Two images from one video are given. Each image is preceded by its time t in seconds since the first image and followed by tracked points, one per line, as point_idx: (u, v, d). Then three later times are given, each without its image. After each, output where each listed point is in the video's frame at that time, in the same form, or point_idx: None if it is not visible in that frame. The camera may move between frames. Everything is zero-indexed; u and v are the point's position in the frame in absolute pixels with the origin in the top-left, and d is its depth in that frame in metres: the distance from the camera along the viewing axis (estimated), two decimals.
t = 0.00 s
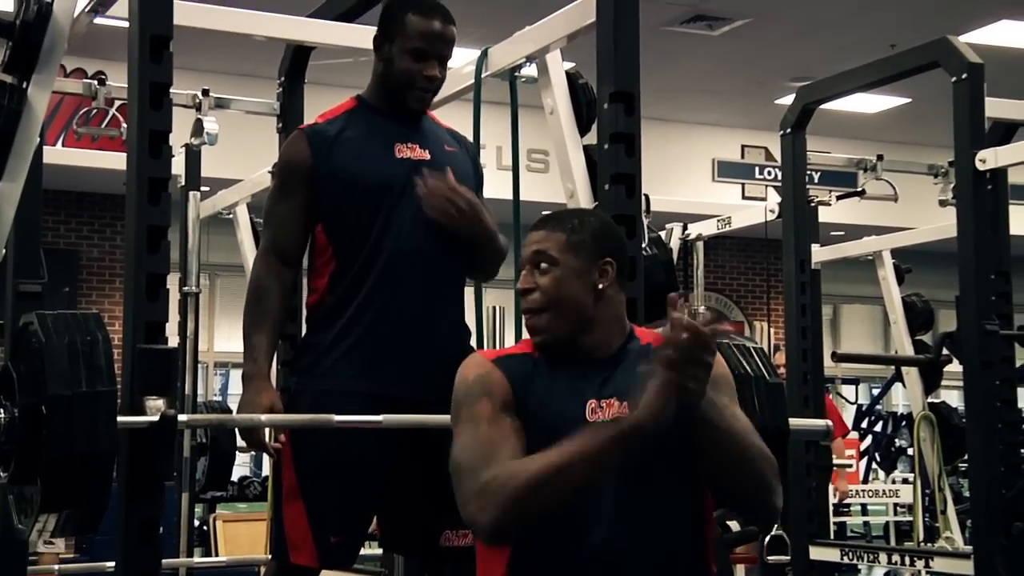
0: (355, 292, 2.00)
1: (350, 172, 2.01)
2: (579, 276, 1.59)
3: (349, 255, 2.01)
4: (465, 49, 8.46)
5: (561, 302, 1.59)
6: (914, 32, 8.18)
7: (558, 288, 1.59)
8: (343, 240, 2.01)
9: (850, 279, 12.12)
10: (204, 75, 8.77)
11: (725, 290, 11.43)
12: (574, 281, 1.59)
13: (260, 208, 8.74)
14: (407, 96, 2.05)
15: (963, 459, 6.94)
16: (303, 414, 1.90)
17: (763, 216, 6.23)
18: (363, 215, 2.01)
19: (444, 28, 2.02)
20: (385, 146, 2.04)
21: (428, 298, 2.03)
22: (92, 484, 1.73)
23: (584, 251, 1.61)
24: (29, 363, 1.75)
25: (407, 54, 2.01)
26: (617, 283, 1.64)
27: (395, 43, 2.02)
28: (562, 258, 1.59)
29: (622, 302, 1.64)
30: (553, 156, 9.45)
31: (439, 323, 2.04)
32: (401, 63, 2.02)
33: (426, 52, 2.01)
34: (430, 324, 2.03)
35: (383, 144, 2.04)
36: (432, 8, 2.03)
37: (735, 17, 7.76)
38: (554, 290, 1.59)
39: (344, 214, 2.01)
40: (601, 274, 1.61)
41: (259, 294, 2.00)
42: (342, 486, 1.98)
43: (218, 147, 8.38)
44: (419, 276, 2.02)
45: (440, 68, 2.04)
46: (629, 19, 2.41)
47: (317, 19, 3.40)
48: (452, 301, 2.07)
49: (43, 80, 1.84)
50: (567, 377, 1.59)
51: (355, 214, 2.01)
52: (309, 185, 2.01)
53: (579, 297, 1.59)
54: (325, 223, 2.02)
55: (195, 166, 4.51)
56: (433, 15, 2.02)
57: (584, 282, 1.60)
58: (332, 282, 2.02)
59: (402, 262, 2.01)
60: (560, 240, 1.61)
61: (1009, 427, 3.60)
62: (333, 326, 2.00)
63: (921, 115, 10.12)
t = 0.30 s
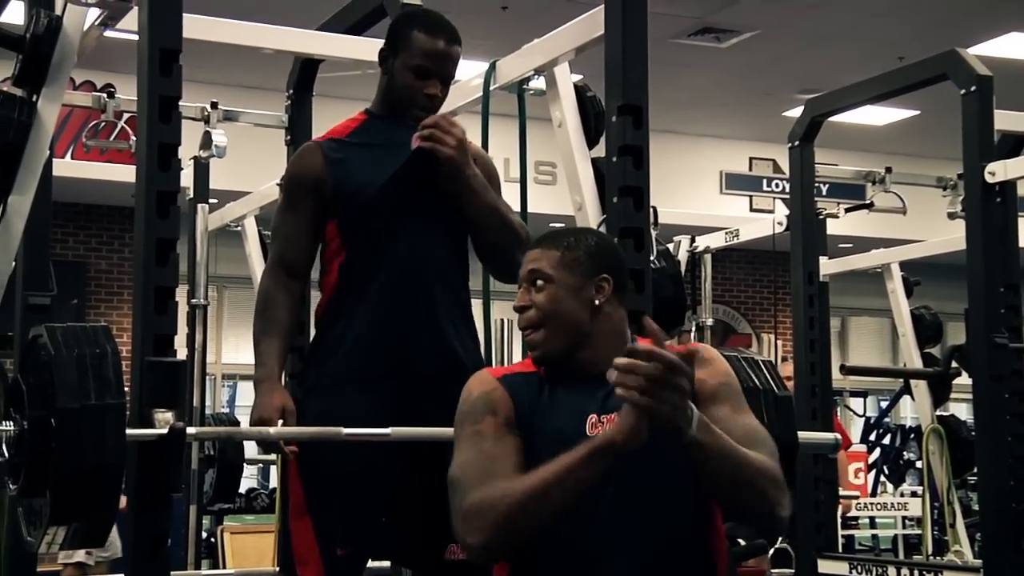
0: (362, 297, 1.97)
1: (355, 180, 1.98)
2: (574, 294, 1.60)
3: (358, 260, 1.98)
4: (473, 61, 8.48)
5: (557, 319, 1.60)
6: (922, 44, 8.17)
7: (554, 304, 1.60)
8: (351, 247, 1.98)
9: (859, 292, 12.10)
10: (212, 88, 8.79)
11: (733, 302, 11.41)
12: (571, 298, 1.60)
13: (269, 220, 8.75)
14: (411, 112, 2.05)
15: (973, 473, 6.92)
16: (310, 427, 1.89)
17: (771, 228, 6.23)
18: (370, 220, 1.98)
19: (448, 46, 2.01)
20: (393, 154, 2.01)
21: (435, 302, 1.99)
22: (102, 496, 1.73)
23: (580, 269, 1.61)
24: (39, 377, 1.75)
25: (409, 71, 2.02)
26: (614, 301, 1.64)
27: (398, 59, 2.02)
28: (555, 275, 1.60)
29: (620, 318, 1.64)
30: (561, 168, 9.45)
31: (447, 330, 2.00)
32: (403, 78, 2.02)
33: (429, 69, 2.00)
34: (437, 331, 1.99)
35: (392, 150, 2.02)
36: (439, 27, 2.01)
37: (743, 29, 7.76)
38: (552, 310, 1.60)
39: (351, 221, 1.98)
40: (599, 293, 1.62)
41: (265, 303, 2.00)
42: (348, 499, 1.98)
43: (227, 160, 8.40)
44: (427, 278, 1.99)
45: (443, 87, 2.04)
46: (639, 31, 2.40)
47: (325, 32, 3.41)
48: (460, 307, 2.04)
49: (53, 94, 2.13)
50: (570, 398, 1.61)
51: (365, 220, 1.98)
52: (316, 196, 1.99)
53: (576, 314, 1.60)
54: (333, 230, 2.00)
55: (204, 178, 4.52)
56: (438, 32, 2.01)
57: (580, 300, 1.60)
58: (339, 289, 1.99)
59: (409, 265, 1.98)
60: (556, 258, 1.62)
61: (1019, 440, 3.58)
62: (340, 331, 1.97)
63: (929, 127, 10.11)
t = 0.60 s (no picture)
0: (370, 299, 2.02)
1: (363, 185, 2.02)
2: (571, 290, 1.72)
3: (366, 263, 2.02)
4: (485, 58, 8.47)
5: (553, 316, 1.71)
6: (934, 41, 8.15)
7: (553, 301, 1.71)
8: (360, 249, 2.03)
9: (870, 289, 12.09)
10: (224, 85, 8.80)
11: (744, 299, 11.40)
12: (569, 295, 1.72)
13: (281, 217, 8.76)
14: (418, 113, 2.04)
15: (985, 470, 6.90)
16: (319, 424, 1.90)
17: (782, 225, 6.21)
18: (377, 224, 2.02)
19: (456, 46, 1.99)
20: (401, 158, 2.05)
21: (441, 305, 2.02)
22: (113, 492, 1.74)
23: (578, 266, 1.73)
24: (52, 372, 1.76)
25: (416, 69, 2.00)
26: (615, 298, 1.76)
27: (405, 58, 2.01)
28: (553, 273, 1.72)
29: (620, 313, 1.76)
30: (573, 165, 9.44)
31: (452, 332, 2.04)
32: (409, 77, 2.01)
33: (436, 68, 1.99)
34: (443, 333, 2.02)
35: (398, 154, 2.05)
36: (447, 25, 1.99)
37: (754, 26, 7.75)
38: (550, 306, 1.71)
39: (361, 224, 2.02)
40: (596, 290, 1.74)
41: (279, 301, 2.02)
42: (357, 496, 1.99)
43: (239, 157, 8.41)
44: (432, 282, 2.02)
45: (451, 84, 2.02)
46: (651, 29, 2.40)
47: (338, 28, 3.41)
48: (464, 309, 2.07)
49: (66, 90, 2.17)
50: (571, 392, 1.73)
51: (375, 223, 2.02)
52: (325, 197, 2.02)
53: (575, 310, 1.72)
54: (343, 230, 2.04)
55: (216, 175, 4.53)
56: (445, 31, 1.98)
57: (580, 296, 1.72)
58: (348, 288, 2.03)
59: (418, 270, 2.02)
60: (554, 256, 1.74)
61: None
62: (346, 329, 2.01)
63: (942, 124, 10.08)
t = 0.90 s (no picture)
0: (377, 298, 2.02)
1: (371, 185, 2.01)
2: (546, 296, 1.77)
3: (374, 264, 2.03)
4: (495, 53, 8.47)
5: (530, 320, 1.77)
6: (945, 37, 8.14)
7: (530, 306, 1.77)
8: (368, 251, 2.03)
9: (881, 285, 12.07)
10: (234, 81, 8.81)
11: (754, 295, 11.38)
12: (545, 301, 1.77)
13: (291, 213, 8.77)
14: (423, 110, 2.02)
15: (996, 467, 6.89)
16: (327, 419, 1.90)
17: (792, 221, 6.20)
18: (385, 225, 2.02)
19: (463, 41, 1.97)
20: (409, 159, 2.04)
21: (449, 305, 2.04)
22: (124, 488, 1.74)
23: (554, 273, 1.78)
24: (63, 367, 1.76)
25: (421, 65, 1.98)
26: (592, 303, 1.80)
27: (410, 54, 1.99)
28: (529, 280, 1.78)
29: (599, 319, 1.79)
30: (583, 161, 9.44)
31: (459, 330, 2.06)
32: (415, 73, 1.99)
33: (442, 64, 1.97)
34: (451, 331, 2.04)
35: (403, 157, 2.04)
36: (450, 18, 1.97)
37: (765, 21, 7.74)
38: (525, 312, 1.78)
39: (369, 224, 2.02)
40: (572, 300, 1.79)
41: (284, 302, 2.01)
42: (365, 493, 2.00)
43: (250, 153, 8.42)
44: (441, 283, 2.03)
45: (456, 79, 2.00)
46: (661, 26, 2.40)
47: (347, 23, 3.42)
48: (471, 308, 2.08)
49: (78, 86, 2.18)
50: (550, 399, 1.78)
51: (383, 228, 2.02)
52: (332, 197, 2.02)
53: (552, 315, 1.77)
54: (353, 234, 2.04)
55: (226, 170, 4.53)
56: (450, 26, 1.97)
57: (555, 301, 1.77)
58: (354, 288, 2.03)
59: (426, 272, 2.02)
60: (532, 265, 1.80)
61: None
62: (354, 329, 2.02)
63: (953, 119, 10.05)
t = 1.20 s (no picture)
0: (369, 303, 2.06)
1: (357, 190, 2.02)
2: (484, 351, 1.87)
3: (370, 269, 2.04)
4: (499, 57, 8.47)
5: (474, 376, 1.88)
6: (949, 40, 8.14)
7: (471, 365, 1.88)
8: (363, 255, 2.05)
9: (884, 288, 12.06)
10: (238, 84, 8.82)
11: (758, 298, 11.37)
12: (483, 357, 1.87)
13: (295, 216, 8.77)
14: (411, 97, 2.03)
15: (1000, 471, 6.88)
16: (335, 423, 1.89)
17: (796, 225, 6.19)
18: (384, 231, 2.02)
19: (453, 27, 2.01)
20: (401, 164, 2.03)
21: (444, 313, 2.06)
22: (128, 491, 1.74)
23: (488, 327, 1.88)
24: (68, 370, 1.77)
25: (410, 54, 2.01)
26: (532, 345, 1.89)
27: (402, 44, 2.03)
28: (468, 341, 1.88)
29: (540, 359, 1.88)
30: (586, 164, 9.44)
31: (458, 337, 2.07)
32: (408, 67, 2.01)
33: (427, 48, 1.99)
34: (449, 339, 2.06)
35: (400, 165, 2.03)
36: (436, 8, 2.02)
37: (768, 25, 7.74)
38: (468, 370, 1.88)
39: (367, 229, 2.03)
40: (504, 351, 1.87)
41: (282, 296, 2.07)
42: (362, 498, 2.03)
43: (254, 157, 8.43)
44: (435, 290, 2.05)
45: (443, 63, 2.01)
46: (665, 29, 2.40)
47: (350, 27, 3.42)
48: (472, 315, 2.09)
49: (83, 90, 2.22)
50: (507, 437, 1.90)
51: (368, 245, 2.03)
52: (329, 197, 2.04)
53: (493, 368, 1.87)
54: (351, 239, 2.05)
55: (230, 173, 4.53)
56: (438, 16, 2.01)
57: (493, 354, 1.87)
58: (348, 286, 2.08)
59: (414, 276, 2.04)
60: (470, 324, 1.90)
61: None
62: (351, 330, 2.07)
63: (957, 123, 10.05)
